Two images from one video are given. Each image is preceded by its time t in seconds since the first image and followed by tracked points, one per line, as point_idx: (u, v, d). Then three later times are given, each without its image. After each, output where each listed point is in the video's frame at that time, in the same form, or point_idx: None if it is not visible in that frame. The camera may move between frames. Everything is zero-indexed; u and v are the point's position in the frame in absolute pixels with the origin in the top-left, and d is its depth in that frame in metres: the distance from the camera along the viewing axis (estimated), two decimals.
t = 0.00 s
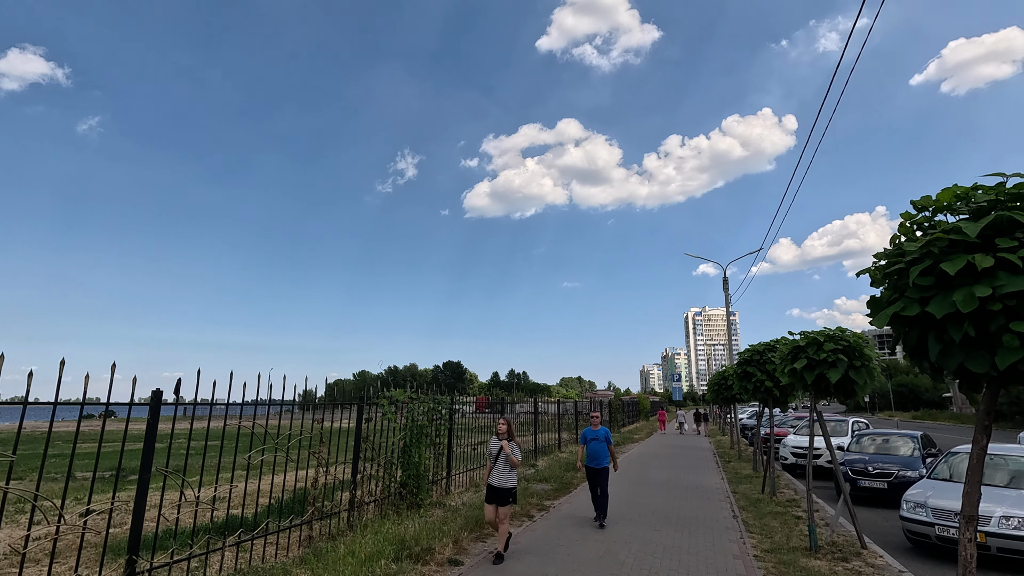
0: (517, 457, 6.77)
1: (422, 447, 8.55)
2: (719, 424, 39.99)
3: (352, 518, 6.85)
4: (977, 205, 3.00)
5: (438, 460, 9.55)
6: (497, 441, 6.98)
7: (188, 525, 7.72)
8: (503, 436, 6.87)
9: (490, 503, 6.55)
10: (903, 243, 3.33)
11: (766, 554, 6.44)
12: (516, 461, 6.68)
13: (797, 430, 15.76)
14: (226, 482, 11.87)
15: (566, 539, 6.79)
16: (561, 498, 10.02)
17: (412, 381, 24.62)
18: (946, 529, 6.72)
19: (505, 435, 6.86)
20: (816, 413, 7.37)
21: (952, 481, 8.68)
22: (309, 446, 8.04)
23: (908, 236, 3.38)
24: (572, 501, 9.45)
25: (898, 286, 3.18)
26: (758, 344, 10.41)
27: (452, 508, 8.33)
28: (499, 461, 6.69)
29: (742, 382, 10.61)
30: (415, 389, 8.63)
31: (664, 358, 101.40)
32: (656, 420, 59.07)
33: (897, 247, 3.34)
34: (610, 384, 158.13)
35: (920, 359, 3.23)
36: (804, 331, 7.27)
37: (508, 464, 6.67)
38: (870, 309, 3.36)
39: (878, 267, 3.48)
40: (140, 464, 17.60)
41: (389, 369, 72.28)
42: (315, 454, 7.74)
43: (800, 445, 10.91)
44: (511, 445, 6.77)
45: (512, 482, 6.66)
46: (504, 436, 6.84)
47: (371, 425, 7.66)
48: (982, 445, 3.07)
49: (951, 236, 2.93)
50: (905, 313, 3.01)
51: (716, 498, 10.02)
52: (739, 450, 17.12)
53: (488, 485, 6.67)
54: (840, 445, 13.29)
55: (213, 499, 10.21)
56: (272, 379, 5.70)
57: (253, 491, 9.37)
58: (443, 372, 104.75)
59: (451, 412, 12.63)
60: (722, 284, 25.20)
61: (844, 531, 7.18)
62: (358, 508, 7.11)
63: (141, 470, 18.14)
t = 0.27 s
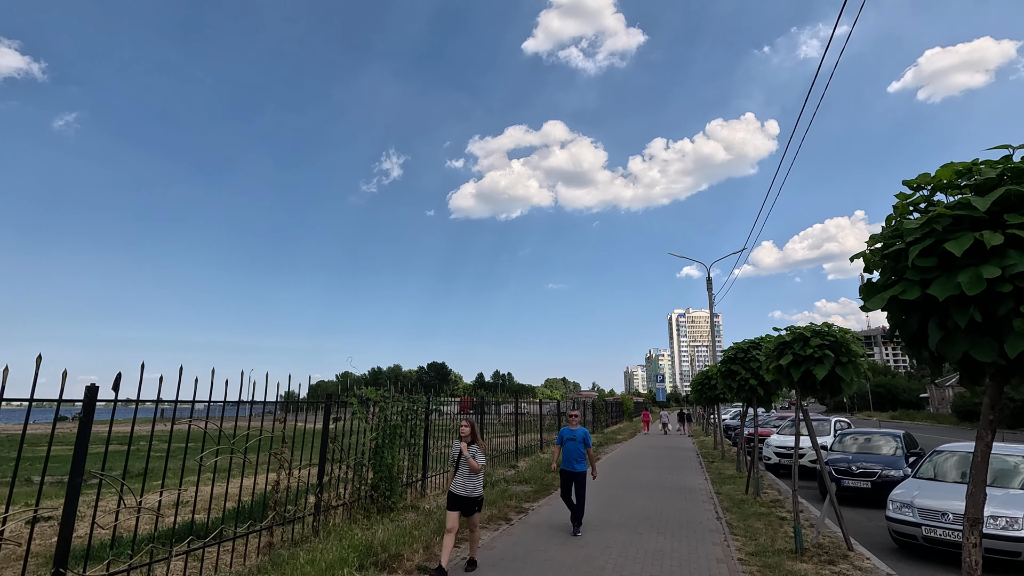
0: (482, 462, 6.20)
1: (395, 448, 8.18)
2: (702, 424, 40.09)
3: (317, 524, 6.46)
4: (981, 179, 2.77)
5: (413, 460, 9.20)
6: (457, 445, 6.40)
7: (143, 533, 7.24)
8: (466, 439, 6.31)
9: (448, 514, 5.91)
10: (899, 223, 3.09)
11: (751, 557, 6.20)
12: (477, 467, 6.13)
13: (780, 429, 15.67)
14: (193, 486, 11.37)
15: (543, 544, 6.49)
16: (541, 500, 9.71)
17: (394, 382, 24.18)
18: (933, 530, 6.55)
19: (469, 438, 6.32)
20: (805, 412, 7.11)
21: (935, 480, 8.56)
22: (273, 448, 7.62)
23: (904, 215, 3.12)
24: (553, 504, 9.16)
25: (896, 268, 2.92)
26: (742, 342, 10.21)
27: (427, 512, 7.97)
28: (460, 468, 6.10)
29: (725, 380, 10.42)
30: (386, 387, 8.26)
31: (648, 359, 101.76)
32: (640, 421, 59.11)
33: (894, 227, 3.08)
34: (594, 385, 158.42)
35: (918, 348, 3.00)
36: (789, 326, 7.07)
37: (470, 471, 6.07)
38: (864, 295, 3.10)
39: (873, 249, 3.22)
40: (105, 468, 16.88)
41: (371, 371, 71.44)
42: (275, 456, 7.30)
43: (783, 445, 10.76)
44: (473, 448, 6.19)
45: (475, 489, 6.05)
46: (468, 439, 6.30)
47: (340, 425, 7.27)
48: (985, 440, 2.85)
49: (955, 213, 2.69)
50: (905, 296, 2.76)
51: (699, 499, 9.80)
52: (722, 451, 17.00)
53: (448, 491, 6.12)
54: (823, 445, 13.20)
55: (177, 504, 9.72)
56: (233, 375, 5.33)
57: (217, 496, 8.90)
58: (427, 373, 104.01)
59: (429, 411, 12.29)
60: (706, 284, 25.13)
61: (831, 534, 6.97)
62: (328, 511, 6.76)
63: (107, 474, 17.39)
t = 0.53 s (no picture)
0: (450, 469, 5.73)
1: (378, 451, 7.85)
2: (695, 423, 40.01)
3: (292, 533, 6.13)
4: (1008, 161, 2.48)
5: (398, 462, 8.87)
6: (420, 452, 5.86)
7: (111, 541, 6.88)
8: (431, 447, 5.88)
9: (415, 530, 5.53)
10: (911, 210, 2.80)
11: (747, 566, 5.93)
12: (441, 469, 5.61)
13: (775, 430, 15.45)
14: (171, 490, 11.00)
15: (529, 553, 6.20)
16: (528, 504, 9.36)
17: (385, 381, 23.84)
18: (934, 536, 6.30)
19: (434, 445, 5.88)
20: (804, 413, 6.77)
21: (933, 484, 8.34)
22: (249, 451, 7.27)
23: (917, 202, 2.83)
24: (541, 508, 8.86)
25: (910, 261, 2.63)
26: (737, 341, 9.94)
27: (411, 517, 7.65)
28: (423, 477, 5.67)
29: (719, 380, 10.16)
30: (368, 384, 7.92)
31: (641, 358, 101.72)
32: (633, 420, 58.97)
33: (907, 215, 2.79)
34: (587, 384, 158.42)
35: (933, 349, 2.71)
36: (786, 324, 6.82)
37: (436, 482, 5.62)
38: (874, 290, 2.81)
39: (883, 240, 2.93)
40: (85, 470, 16.43)
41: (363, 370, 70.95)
42: (245, 460, 6.95)
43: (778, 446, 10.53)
44: (438, 456, 5.74)
45: (442, 500, 5.57)
46: (433, 447, 5.86)
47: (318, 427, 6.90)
48: (1010, 451, 2.58)
49: (981, 198, 2.40)
50: (921, 291, 2.47)
51: (693, 502, 9.53)
52: (716, 451, 16.78)
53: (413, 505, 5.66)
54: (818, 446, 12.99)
55: (151, 508, 9.32)
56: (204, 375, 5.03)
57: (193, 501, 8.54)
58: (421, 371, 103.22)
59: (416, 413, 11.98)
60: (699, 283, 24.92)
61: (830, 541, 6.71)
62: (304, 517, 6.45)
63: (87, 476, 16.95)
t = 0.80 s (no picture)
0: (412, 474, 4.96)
1: (358, 448, 7.55)
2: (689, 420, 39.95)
3: (263, 535, 5.81)
4: None
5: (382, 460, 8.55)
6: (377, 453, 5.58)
7: (76, 544, 6.55)
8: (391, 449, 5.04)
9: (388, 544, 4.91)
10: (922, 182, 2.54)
11: (739, 568, 5.68)
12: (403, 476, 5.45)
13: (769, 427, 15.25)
14: (149, 488, 10.67)
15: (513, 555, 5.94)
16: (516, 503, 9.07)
17: (376, 377, 23.58)
18: (933, 536, 6.06)
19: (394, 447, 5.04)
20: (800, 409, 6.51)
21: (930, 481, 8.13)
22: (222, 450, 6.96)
23: (929, 173, 2.56)
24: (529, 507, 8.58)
25: (920, 236, 2.37)
26: (730, 335, 9.69)
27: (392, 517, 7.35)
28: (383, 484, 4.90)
29: (711, 375, 9.91)
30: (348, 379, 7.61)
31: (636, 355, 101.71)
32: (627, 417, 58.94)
33: (917, 186, 2.52)
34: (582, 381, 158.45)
35: (945, 335, 2.46)
36: (782, 316, 6.54)
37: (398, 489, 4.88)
38: (880, 271, 2.55)
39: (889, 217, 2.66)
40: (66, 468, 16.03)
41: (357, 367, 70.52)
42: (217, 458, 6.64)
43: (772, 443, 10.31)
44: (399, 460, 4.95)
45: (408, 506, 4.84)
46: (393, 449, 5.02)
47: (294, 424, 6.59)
48: None
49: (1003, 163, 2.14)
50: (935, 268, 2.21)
51: (685, 500, 9.29)
52: (709, 448, 16.57)
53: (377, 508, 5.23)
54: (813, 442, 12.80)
55: (126, 507, 9.01)
56: (167, 368, 4.77)
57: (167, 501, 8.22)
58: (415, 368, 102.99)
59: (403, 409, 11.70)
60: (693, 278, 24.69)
61: (826, 541, 6.47)
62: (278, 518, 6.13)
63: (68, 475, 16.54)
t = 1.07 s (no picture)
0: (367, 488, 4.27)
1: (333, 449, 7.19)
2: (680, 416, 39.87)
3: (226, 542, 5.43)
4: None
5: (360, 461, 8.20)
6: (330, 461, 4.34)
7: (28, 551, 6.16)
8: (343, 456, 4.32)
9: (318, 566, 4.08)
10: (941, 157, 2.25)
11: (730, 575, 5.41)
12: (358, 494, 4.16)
13: (760, 425, 15.06)
14: (121, 488, 10.27)
15: (493, 562, 5.65)
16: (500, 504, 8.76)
17: (363, 373, 23.19)
18: (930, 540, 5.83)
19: (349, 455, 4.32)
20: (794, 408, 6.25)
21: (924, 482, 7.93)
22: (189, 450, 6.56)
23: (948, 147, 2.27)
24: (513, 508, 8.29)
25: (939, 215, 2.08)
26: (721, 332, 9.42)
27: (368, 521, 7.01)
28: (326, 496, 4.16)
29: (702, 372, 9.66)
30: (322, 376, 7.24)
31: (627, 352, 101.86)
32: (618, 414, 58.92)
33: (936, 161, 2.23)
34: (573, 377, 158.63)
35: (966, 329, 2.18)
36: (775, 312, 6.27)
37: (346, 503, 4.14)
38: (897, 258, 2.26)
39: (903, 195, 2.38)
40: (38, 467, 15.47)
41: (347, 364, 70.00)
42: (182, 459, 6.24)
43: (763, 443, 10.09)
44: (353, 470, 4.24)
45: (354, 524, 4.15)
46: (347, 457, 4.29)
47: (262, 422, 6.20)
48: None
49: None
50: (956, 250, 1.92)
51: (674, 502, 9.03)
52: (699, 445, 16.38)
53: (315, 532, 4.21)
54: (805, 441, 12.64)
55: (93, 510, 8.61)
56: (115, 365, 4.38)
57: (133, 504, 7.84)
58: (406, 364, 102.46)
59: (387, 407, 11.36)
60: (685, 274, 24.45)
61: (818, 546, 6.24)
62: (244, 522, 5.76)
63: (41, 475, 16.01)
